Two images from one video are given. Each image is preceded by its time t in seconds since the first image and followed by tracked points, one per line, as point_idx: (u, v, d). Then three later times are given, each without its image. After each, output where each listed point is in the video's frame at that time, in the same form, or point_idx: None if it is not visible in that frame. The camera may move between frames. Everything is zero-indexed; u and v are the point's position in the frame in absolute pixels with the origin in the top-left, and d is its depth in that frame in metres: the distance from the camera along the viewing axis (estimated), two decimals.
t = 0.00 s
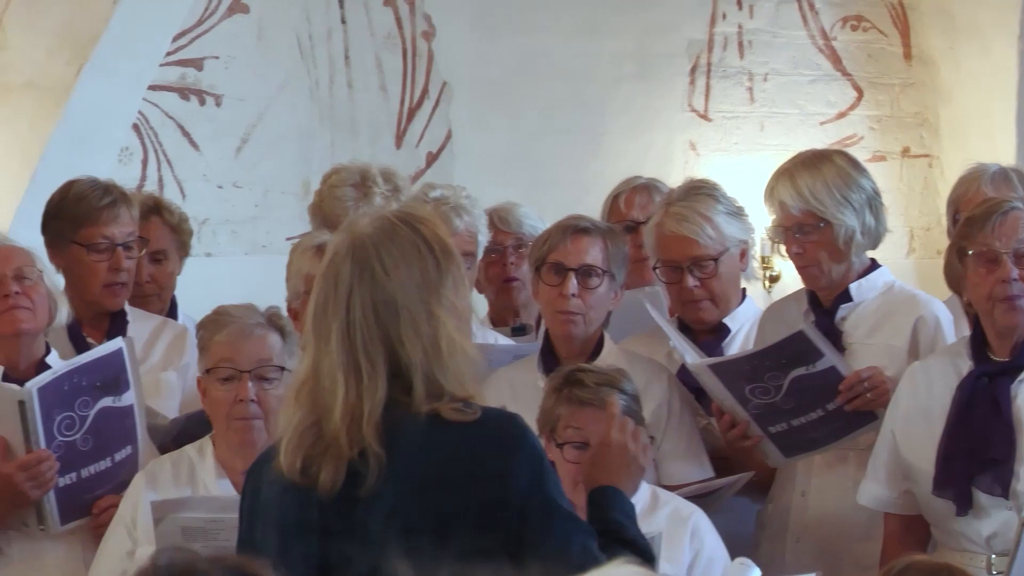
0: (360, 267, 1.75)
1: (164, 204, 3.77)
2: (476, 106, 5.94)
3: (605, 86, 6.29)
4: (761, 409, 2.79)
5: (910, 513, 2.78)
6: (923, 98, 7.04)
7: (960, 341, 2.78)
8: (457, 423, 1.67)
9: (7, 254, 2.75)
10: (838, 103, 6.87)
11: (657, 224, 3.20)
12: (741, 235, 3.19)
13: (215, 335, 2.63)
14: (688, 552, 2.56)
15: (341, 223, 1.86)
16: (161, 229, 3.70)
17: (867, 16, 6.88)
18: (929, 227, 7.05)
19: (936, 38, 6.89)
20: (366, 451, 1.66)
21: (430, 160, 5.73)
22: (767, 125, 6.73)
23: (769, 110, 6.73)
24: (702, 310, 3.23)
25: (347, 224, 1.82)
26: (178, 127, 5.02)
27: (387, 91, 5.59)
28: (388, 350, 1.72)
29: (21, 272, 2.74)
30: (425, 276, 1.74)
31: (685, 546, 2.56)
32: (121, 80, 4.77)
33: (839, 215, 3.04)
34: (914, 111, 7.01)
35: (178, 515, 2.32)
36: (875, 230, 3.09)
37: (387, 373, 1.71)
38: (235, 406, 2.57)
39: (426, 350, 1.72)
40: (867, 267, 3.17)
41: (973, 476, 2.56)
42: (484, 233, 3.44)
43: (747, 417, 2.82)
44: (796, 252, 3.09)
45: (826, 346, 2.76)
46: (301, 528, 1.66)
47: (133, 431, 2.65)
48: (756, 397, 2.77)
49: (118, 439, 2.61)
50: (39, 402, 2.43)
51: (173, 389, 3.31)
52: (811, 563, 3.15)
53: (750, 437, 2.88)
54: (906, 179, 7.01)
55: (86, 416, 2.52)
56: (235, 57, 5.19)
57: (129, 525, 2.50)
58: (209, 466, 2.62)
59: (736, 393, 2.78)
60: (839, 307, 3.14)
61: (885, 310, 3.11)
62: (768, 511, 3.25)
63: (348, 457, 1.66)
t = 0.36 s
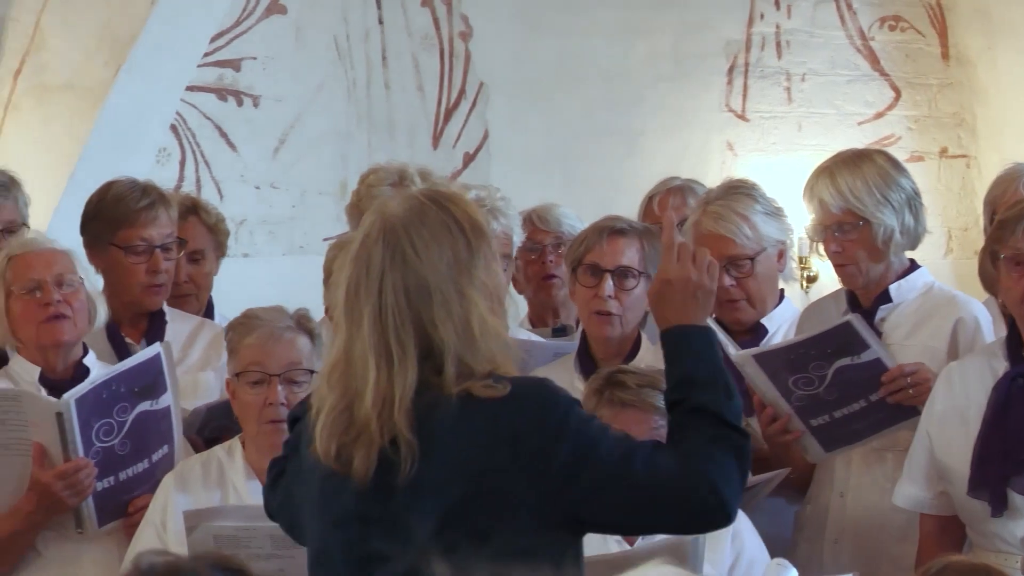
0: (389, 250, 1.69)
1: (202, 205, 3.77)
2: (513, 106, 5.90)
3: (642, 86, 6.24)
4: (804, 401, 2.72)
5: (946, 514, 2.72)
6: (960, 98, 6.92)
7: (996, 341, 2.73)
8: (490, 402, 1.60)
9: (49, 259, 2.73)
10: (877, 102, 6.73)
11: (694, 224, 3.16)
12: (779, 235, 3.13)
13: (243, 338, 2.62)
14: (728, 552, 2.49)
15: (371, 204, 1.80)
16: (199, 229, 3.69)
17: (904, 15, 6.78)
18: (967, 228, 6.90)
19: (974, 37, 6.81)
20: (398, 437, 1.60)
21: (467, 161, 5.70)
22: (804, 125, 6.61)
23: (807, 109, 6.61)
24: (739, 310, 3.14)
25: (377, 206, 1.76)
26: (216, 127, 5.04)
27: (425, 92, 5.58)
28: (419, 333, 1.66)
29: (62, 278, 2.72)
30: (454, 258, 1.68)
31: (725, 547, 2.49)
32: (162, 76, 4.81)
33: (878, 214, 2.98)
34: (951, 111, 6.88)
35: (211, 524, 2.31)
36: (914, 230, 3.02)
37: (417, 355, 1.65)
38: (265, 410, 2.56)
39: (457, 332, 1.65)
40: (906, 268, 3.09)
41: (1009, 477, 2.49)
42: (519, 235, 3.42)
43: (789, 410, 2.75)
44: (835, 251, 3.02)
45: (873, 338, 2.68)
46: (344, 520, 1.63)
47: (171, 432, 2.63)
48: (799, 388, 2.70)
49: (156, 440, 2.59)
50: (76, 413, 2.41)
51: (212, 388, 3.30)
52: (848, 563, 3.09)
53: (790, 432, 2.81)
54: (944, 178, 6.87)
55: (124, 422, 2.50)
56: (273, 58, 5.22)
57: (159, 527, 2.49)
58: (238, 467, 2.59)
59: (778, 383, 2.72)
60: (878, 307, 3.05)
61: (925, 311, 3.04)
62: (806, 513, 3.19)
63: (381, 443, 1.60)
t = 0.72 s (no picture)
0: (418, 264, 1.68)
1: (227, 205, 3.75)
2: (537, 106, 5.87)
3: (666, 86, 6.20)
4: (836, 399, 2.69)
5: (971, 514, 2.65)
6: (985, 98, 6.85)
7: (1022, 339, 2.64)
8: (516, 425, 1.58)
9: (88, 273, 2.70)
10: (901, 103, 6.68)
11: (718, 223, 3.11)
12: (803, 235, 3.09)
13: (259, 335, 2.60)
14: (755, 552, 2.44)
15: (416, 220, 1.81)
16: (225, 229, 3.68)
17: (930, 15, 6.70)
18: (992, 228, 6.83)
19: (999, 36, 6.73)
20: (412, 449, 1.59)
21: (492, 161, 5.69)
22: (830, 125, 6.56)
23: (833, 110, 6.56)
24: (762, 309, 3.10)
25: (417, 221, 1.76)
26: (241, 127, 5.03)
27: (450, 92, 5.56)
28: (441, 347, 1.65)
29: (101, 294, 2.70)
30: (481, 273, 1.66)
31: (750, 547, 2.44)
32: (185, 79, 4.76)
33: (906, 212, 2.92)
34: (976, 111, 6.81)
35: (226, 520, 2.28)
36: (941, 230, 2.96)
37: (437, 369, 1.64)
38: (282, 405, 2.53)
39: (475, 348, 1.63)
40: (932, 268, 3.05)
41: None
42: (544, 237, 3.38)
43: (823, 410, 2.71)
44: (860, 247, 2.97)
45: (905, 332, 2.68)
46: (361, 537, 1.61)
47: (193, 436, 2.63)
48: (832, 385, 2.67)
49: (178, 447, 2.58)
50: (101, 429, 2.40)
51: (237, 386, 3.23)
52: (876, 564, 3.05)
53: (822, 432, 2.75)
54: (969, 178, 6.80)
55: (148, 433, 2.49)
56: (298, 59, 5.19)
57: (178, 527, 2.46)
58: (256, 465, 2.55)
59: (811, 381, 2.67)
60: (905, 306, 3.02)
61: (950, 312, 3.01)
62: (832, 516, 3.15)
63: (395, 458, 1.60)
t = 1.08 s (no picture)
0: (461, 269, 1.69)
1: (250, 206, 3.74)
2: (560, 106, 5.86)
3: (689, 86, 6.16)
4: (861, 402, 2.59)
5: (993, 515, 2.62)
6: (1008, 98, 6.75)
7: None
8: (548, 437, 1.58)
9: (118, 277, 2.70)
10: (925, 103, 6.62)
11: (738, 225, 3.08)
12: (823, 235, 3.05)
13: (277, 338, 2.59)
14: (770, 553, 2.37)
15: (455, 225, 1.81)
16: (248, 230, 3.67)
17: (953, 15, 6.61)
18: (1017, 228, 6.76)
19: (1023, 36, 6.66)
20: (444, 455, 1.60)
21: (515, 161, 5.69)
22: (853, 125, 6.53)
23: (856, 110, 6.52)
24: (783, 310, 3.07)
25: (458, 226, 1.76)
26: (264, 128, 5.02)
27: (472, 92, 5.55)
28: (478, 355, 1.66)
29: (132, 298, 2.71)
30: (524, 284, 1.67)
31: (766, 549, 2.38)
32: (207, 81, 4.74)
33: (927, 211, 2.89)
34: (1000, 111, 6.73)
35: (247, 530, 2.28)
36: (964, 230, 2.92)
37: (472, 377, 1.65)
38: (300, 409, 2.52)
39: (512, 358, 1.64)
40: (956, 268, 3.00)
41: None
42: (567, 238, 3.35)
43: (848, 416, 2.62)
44: (881, 245, 2.95)
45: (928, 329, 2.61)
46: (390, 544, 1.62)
47: (227, 444, 2.61)
48: (856, 387, 2.57)
49: (208, 452, 2.57)
50: (130, 432, 2.41)
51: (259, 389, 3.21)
52: (899, 566, 3.02)
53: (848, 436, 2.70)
54: (993, 179, 6.73)
55: (177, 437, 2.49)
56: (321, 59, 5.18)
57: (197, 529, 2.46)
58: (275, 467, 2.54)
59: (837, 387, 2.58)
60: (928, 308, 2.98)
61: (975, 312, 2.96)
62: (856, 517, 3.11)
63: (424, 464, 1.61)
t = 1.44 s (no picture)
0: (495, 264, 1.70)
1: (268, 206, 3.74)
2: (578, 106, 5.84)
3: (708, 86, 6.14)
4: (877, 402, 2.64)
5: (1013, 514, 2.59)
6: None
7: None
8: (578, 435, 1.59)
9: (136, 276, 2.71)
10: (944, 103, 6.61)
11: (755, 224, 3.06)
12: (840, 235, 3.03)
13: (294, 338, 2.59)
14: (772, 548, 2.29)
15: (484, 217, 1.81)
16: (266, 231, 3.67)
17: (972, 15, 6.62)
18: None
19: None
20: (479, 452, 1.61)
21: (533, 161, 5.68)
22: (871, 125, 6.50)
23: (875, 110, 6.49)
24: (801, 310, 3.05)
25: (489, 220, 1.77)
26: (283, 128, 5.03)
27: (490, 92, 5.55)
28: (513, 351, 1.67)
29: (149, 297, 2.72)
30: (558, 281, 1.69)
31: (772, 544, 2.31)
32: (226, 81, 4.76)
33: (962, 200, 2.90)
34: (1019, 111, 6.74)
35: (265, 529, 2.29)
36: (989, 226, 2.94)
37: (508, 373, 1.66)
38: (317, 409, 2.52)
39: (548, 356, 1.65)
40: (972, 268, 2.99)
41: None
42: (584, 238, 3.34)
43: (863, 412, 2.67)
44: (915, 232, 2.91)
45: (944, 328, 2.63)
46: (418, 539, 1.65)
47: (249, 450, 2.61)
48: (873, 386, 2.62)
49: (226, 457, 2.57)
50: (149, 435, 2.41)
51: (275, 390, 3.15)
52: (915, 566, 2.99)
53: (863, 435, 2.73)
54: (1012, 178, 6.76)
55: (197, 442, 2.49)
56: (339, 59, 5.19)
57: (214, 530, 2.46)
58: (292, 467, 2.54)
59: (852, 383, 2.63)
60: (944, 308, 2.97)
61: (992, 311, 2.95)
62: (874, 517, 3.08)
63: (456, 459, 1.62)
